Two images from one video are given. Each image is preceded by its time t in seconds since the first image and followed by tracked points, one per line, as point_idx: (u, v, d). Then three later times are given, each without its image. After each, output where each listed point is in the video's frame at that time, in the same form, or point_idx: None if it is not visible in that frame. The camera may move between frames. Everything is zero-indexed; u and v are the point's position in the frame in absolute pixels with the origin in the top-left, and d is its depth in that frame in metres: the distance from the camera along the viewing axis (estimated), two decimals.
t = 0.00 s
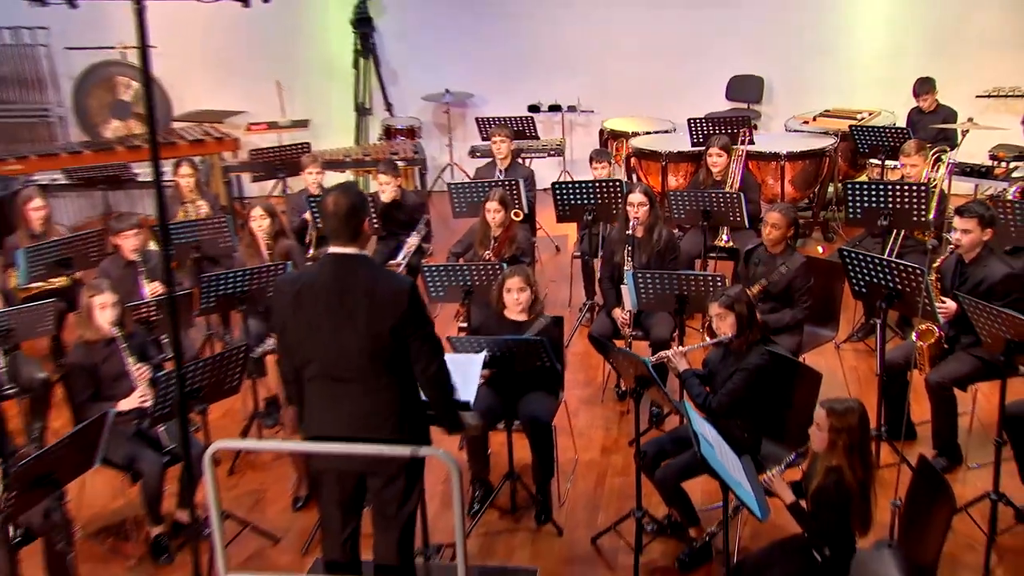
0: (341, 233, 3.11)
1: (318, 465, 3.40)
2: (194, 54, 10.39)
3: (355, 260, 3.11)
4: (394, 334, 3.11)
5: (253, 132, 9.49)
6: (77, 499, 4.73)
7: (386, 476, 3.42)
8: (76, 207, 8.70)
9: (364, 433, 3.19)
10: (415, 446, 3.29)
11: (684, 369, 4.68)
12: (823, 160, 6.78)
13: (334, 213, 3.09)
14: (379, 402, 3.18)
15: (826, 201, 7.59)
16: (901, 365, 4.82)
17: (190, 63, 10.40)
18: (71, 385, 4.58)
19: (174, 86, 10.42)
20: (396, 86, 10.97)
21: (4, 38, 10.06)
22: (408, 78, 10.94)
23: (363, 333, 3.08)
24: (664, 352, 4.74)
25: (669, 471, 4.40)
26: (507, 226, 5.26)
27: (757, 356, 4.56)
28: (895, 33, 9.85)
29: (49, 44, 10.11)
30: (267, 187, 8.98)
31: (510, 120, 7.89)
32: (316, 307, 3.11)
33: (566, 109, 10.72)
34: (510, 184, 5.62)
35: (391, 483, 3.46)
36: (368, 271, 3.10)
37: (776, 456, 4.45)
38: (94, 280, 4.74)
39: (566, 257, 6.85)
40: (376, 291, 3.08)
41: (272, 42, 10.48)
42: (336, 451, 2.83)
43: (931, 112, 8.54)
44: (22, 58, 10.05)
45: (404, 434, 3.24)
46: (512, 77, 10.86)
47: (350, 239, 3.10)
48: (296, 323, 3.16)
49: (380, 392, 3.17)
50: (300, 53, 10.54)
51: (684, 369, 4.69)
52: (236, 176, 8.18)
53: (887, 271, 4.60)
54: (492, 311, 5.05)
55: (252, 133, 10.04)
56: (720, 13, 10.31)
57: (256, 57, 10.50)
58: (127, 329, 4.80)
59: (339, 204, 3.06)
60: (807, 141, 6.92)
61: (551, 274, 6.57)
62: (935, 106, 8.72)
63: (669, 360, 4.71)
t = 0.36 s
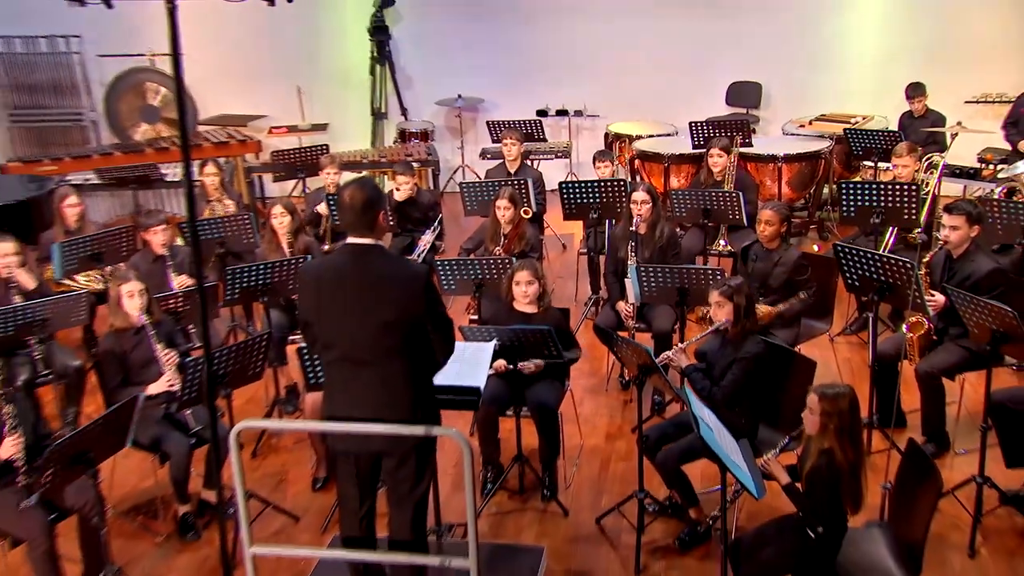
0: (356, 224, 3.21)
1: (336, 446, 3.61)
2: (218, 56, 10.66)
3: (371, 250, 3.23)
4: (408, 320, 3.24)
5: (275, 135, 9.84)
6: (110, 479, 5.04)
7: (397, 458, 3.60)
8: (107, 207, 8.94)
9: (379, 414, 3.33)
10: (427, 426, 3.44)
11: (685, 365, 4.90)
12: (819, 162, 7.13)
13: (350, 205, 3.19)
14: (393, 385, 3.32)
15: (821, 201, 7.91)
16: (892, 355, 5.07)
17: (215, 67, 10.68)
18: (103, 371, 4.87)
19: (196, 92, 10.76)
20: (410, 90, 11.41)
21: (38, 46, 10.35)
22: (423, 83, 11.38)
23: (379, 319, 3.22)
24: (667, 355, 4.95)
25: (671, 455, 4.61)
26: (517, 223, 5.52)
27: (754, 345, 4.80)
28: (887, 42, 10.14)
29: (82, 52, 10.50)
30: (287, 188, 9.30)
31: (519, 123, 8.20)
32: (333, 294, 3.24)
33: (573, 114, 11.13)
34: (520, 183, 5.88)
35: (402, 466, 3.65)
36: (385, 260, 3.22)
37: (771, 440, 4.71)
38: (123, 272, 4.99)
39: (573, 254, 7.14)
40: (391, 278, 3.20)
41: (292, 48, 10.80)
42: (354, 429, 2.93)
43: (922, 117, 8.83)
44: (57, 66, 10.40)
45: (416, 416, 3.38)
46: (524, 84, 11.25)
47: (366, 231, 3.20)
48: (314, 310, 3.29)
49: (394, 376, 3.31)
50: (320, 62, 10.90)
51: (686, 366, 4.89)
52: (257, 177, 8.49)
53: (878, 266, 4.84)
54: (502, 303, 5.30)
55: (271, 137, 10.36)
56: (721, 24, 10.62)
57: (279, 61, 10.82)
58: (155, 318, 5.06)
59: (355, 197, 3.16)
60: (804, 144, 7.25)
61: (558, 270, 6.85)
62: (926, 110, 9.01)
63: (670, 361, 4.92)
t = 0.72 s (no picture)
0: (371, 217, 3.40)
1: (351, 428, 3.78)
2: (239, 55, 10.98)
3: (385, 241, 3.42)
4: (421, 307, 3.44)
5: (292, 139, 10.19)
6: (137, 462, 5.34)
7: (410, 438, 3.77)
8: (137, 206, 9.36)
9: (393, 398, 3.52)
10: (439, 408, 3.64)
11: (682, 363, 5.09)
12: (814, 164, 7.42)
13: (367, 199, 3.39)
14: (407, 370, 3.51)
15: (816, 203, 8.21)
16: (883, 347, 5.33)
17: (236, 66, 11.01)
18: (132, 358, 5.16)
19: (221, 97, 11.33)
20: (423, 95, 11.79)
21: (71, 54, 10.87)
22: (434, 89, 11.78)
23: (395, 307, 3.41)
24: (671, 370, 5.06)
25: (671, 440, 4.79)
26: (524, 221, 5.78)
27: (748, 335, 5.02)
28: (884, 52, 10.43)
29: (112, 59, 10.93)
30: (303, 189, 9.63)
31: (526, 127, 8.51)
32: (351, 284, 3.43)
33: (578, 119, 11.48)
34: (527, 182, 6.15)
35: (415, 447, 3.82)
36: (400, 252, 3.42)
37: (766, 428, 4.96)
38: (151, 266, 5.27)
39: (578, 253, 7.42)
40: (405, 268, 3.40)
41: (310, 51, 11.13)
42: (376, 411, 3.07)
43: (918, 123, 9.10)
44: (88, 72, 10.87)
45: (428, 399, 3.58)
46: (534, 90, 11.64)
47: (382, 224, 3.39)
48: (332, 299, 3.47)
49: (407, 361, 3.50)
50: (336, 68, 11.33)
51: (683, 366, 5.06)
52: (274, 179, 8.81)
53: (869, 261, 5.08)
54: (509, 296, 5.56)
55: (287, 141, 10.70)
56: (722, 34, 10.94)
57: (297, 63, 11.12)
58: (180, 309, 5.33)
59: (372, 191, 3.36)
60: (799, 147, 7.60)
61: (564, 267, 7.13)
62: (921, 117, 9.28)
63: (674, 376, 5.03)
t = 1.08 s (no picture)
0: (384, 212, 3.48)
1: (364, 411, 3.88)
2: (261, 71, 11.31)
3: (396, 235, 3.52)
4: (431, 298, 3.55)
5: (308, 143, 10.54)
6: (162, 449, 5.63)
7: (422, 422, 3.86)
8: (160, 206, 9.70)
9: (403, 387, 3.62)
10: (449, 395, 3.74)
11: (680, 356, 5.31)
12: (807, 167, 7.79)
13: (380, 195, 3.46)
14: (417, 359, 3.61)
15: (810, 205, 8.51)
16: (873, 340, 5.59)
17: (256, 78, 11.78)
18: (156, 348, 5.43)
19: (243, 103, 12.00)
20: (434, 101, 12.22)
21: (98, 61, 11.41)
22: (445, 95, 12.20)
23: (405, 299, 3.52)
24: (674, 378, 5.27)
25: (670, 428, 5.00)
26: (531, 220, 6.04)
27: (745, 328, 5.22)
28: (881, 61, 10.72)
29: (137, 66, 11.52)
30: (317, 190, 9.96)
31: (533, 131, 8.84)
32: (363, 276, 3.53)
33: (582, 124, 11.84)
34: (533, 183, 6.41)
35: (426, 432, 3.91)
36: (410, 245, 3.52)
37: (761, 416, 5.20)
38: (176, 262, 5.55)
39: (582, 252, 7.72)
40: (416, 261, 3.50)
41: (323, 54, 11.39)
42: (391, 399, 3.14)
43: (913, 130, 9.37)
44: (115, 78, 11.46)
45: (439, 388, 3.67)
46: (540, 96, 11.98)
47: (394, 218, 3.48)
48: (347, 290, 3.60)
49: (418, 351, 3.60)
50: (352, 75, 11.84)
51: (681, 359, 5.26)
52: (289, 181, 9.14)
53: (860, 257, 5.32)
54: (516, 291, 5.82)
55: (303, 145, 11.08)
56: (723, 44, 11.24)
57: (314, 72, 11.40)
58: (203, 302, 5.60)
59: (384, 188, 3.44)
60: (794, 150, 7.96)
61: (568, 265, 7.42)
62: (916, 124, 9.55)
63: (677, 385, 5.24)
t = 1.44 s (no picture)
0: (396, 207, 3.70)
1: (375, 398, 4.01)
2: (280, 74, 12.16)
3: (407, 232, 3.71)
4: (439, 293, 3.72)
5: (321, 148, 10.89)
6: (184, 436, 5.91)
7: (432, 409, 3.99)
8: (181, 207, 10.03)
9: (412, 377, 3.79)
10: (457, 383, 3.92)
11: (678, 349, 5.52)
12: (801, 170, 8.10)
13: (392, 192, 3.68)
14: (425, 351, 3.78)
15: (804, 207, 8.81)
16: (863, 334, 5.84)
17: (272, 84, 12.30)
18: (178, 341, 5.69)
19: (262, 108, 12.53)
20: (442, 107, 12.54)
21: (124, 70, 12.27)
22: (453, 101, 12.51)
23: (414, 292, 3.70)
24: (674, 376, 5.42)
25: (668, 416, 5.20)
26: (535, 219, 6.31)
27: (741, 323, 5.45)
28: (877, 70, 10.99)
29: (160, 74, 12.31)
30: (331, 193, 10.30)
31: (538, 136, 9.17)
32: (375, 271, 3.72)
33: (584, 128, 12.17)
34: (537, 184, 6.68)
35: (435, 419, 4.04)
36: (419, 242, 3.70)
37: (756, 406, 5.45)
38: (197, 257, 5.82)
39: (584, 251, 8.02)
40: (424, 256, 3.68)
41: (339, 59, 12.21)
42: (395, 384, 3.27)
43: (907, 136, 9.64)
44: (139, 86, 12.27)
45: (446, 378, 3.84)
46: (545, 103, 12.30)
47: (405, 214, 3.69)
48: (360, 284, 3.78)
49: (427, 344, 3.78)
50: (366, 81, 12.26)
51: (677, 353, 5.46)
52: (304, 184, 9.49)
53: (849, 255, 5.56)
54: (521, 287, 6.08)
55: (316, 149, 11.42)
56: (724, 53, 11.52)
57: (329, 75, 12.17)
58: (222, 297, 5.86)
59: (396, 185, 3.66)
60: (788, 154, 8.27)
61: (571, 264, 7.71)
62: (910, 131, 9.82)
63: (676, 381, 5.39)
